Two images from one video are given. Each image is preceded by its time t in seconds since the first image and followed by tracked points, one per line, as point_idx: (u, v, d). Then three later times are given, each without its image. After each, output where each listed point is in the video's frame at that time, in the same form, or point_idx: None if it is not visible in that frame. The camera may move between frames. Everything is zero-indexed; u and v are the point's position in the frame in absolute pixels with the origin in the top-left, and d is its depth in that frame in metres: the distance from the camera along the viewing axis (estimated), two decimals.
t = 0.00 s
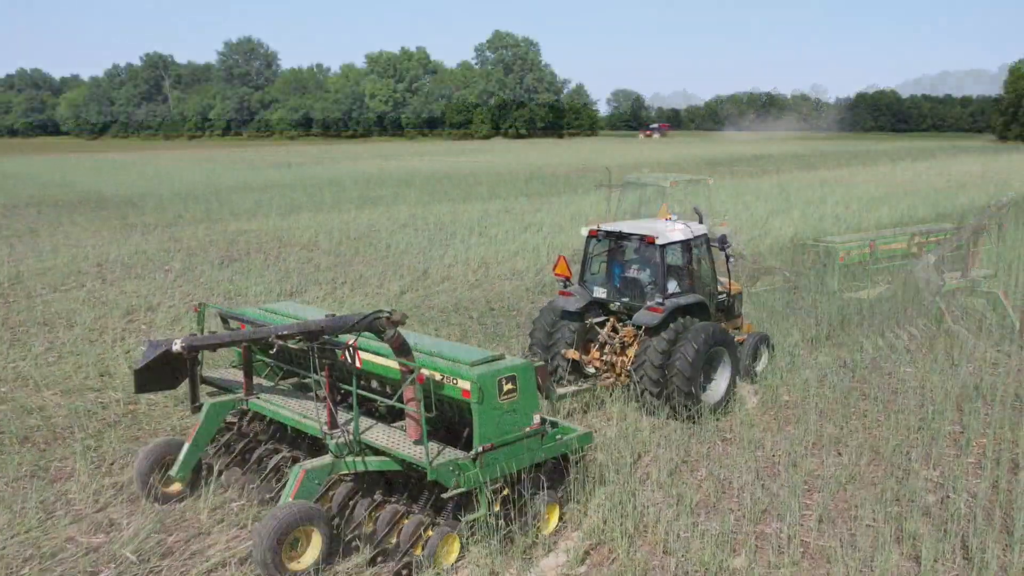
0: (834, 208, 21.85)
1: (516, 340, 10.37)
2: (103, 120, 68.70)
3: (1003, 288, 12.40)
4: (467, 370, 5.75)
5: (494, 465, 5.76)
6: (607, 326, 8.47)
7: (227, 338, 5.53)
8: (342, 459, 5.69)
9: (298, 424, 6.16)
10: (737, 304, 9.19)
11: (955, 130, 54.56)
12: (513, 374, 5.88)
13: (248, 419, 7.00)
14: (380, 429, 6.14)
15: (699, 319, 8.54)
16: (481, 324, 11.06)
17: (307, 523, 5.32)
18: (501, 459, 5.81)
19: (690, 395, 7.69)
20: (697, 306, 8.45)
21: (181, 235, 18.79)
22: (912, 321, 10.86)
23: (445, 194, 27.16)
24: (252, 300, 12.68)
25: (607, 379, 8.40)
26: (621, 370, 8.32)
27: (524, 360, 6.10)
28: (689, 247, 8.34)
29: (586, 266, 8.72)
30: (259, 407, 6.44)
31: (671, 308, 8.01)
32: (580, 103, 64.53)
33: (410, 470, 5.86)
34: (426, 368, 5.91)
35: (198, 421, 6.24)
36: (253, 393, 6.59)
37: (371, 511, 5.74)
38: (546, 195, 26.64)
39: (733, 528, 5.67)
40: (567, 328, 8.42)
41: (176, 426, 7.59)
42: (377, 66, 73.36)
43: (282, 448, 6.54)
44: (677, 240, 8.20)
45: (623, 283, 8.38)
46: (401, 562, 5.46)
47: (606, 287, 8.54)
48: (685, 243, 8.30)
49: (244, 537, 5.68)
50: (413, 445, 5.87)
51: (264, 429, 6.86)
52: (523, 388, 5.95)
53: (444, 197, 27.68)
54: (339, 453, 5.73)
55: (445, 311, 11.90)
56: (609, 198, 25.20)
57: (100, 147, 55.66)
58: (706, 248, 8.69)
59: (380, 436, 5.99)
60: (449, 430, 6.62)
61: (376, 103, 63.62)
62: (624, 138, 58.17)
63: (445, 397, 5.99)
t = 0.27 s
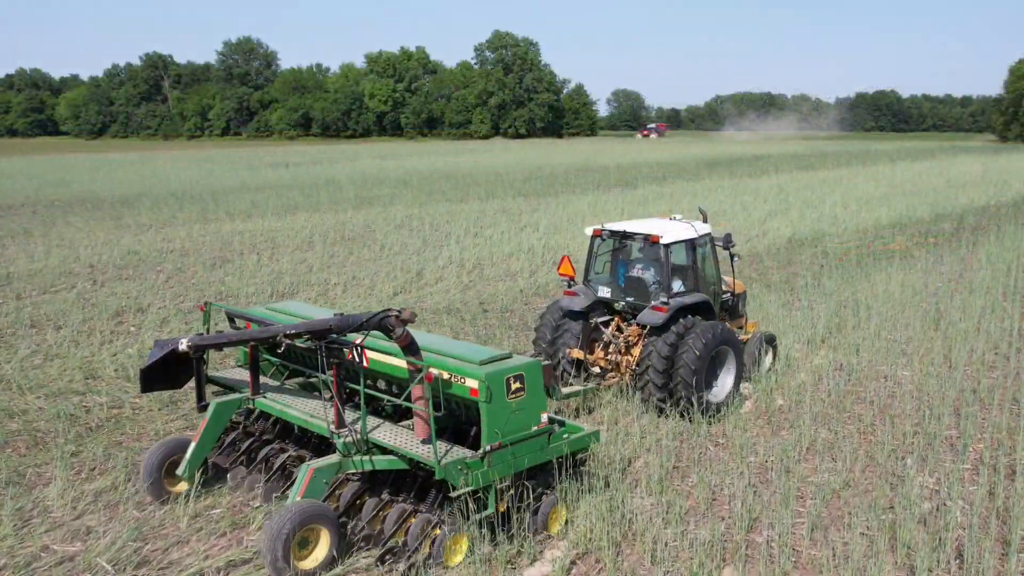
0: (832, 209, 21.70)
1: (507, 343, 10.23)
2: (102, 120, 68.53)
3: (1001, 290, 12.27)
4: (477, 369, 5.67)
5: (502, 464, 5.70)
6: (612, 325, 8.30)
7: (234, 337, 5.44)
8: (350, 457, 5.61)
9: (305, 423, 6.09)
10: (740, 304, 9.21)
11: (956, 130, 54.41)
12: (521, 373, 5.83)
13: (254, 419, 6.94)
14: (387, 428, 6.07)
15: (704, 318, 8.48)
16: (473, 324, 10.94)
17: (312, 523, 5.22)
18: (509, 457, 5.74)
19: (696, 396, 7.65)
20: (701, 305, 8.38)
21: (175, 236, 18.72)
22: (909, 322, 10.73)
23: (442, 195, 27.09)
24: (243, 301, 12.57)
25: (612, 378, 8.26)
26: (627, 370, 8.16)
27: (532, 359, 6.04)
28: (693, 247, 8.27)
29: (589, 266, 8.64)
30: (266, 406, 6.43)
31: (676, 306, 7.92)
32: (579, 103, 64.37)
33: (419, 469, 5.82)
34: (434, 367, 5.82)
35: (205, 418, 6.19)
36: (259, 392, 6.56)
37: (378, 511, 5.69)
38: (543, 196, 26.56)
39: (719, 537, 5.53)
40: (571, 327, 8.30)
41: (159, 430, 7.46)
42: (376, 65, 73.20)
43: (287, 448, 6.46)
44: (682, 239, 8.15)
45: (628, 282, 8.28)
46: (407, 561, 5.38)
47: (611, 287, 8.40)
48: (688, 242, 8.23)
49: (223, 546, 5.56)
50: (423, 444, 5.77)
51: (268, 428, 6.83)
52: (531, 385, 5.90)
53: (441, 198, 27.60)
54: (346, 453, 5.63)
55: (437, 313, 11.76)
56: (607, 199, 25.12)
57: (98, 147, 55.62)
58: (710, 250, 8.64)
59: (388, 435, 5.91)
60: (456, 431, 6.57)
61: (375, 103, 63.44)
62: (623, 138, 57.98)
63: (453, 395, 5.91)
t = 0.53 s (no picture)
0: (831, 209, 21.55)
1: (499, 346, 10.09)
2: (102, 120, 68.40)
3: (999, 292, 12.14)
4: (485, 369, 5.60)
5: (510, 465, 5.63)
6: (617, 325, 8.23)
7: (239, 337, 5.52)
8: (358, 458, 5.56)
9: (311, 423, 5.99)
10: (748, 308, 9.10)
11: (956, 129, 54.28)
12: (530, 373, 5.73)
13: (259, 418, 6.88)
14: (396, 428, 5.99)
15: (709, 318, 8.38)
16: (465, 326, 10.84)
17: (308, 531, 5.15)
18: (517, 459, 5.67)
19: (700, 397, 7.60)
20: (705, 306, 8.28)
21: (168, 236, 18.63)
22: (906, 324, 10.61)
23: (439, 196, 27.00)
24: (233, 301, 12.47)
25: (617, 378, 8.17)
26: (631, 369, 8.13)
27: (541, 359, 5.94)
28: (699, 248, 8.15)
29: (594, 265, 8.52)
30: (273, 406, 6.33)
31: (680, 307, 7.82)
32: (579, 103, 64.24)
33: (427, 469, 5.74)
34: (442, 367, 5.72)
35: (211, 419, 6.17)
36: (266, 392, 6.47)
37: (385, 512, 5.61)
38: (541, 197, 26.46)
39: (707, 547, 5.40)
40: (576, 327, 8.20)
41: (141, 436, 7.32)
42: (376, 65, 73.11)
43: (293, 448, 6.39)
44: (688, 239, 8.02)
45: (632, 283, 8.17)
46: (416, 562, 5.33)
47: (616, 287, 8.30)
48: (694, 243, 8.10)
49: (201, 556, 5.42)
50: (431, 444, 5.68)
51: (274, 429, 6.77)
52: (540, 386, 5.81)
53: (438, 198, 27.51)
54: (354, 453, 5.60)
55: (430, 315, 11.64)
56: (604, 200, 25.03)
57: (97, 147, 55.56)
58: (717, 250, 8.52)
59: (396, 435, 5.83)
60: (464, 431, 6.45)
61: (374, 103, 63.30)
62: (622, 138, 57.88)
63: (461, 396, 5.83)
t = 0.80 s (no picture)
0: (829, 210, 21.43)
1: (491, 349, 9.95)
2: (101, 119, 68.32)
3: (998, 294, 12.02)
4: (492, 372, 5.53)
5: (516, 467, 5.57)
6: (622, 326, 8.08)
7: (245, 338, 5.34)
8: (364, 459, 5.50)
9: (317, 424, 5.96)
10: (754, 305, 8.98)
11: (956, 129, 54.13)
12: (536, 376, 5.66)
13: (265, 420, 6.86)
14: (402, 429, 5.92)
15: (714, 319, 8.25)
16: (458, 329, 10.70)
17: (306, 549, 5.02)
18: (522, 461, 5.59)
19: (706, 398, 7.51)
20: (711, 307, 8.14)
21: (163, 237, 18.53)
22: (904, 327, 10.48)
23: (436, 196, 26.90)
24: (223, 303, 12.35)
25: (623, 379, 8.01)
26: (637, 371, 7.94)
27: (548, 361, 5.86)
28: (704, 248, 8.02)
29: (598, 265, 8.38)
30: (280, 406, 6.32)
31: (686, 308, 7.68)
32: (578, 103, 64.08)
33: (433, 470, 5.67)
34: (448, 369, 5.66)
35: (217, 420, 6.18)
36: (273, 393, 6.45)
37: (391, 514, 5.48)
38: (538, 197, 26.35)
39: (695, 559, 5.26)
40: (580, 328, 8.05)
41: (123, 442, 7.19)
42: (375, 65, 73.01)
43: (298, 449, 6.38)
44: (693, 239, 7.90)
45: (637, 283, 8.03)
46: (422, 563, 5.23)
47: (621, 287, 8.17)
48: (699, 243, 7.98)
49: (177, 567, 5.28)
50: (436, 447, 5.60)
51: (280, 430, 6.74)
52: (547, 389, 5.74)
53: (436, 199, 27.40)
54: (361, 455, 5.54)
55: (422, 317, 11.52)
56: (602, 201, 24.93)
57: (96, 147, 55.51)
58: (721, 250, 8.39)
59: (402, 437, 5.76)
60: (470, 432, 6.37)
61: (374, 103, 63.10)
62: (622, 138, 57.77)
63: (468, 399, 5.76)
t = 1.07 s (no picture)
0: (827, 210, 21.28)
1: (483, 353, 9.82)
2: (100, 119, 68.19)
3: (997, 295, 11.88)
4: (498, 373, 5.40)
5: (523, 470, 5.47)
6: (627, 326, 7.96)
7: (250, 340, 5.24)
8: (370, 462, 5.37)
9: (323, 426, 5.83)
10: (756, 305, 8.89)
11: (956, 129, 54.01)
12: (543, 377, 5.52)
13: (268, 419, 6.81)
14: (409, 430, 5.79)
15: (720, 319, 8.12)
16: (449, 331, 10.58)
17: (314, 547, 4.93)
18: (529, 463, 5.49)
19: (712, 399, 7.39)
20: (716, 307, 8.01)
21: (156, 237, 18.43)
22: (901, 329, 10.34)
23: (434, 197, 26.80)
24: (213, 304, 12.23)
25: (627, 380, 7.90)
26: (642, 371, 7.82)
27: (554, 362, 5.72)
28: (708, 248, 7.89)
29: (603, 266, 8.25)
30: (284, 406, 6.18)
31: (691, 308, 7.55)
32: (578, 103, 63.96)
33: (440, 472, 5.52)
34: (453, 370, 5.55)
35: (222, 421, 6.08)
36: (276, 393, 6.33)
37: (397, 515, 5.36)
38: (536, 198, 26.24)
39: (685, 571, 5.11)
40: (584, 329, 7.92)
41: (104, 448, 7.04)
42: (375, 65, 72.88)
43: (304, 450, 6.37)
44: (698, 239, 7.78)
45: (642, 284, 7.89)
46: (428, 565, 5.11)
47: (625, 287, 8.03)
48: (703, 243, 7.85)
49: None
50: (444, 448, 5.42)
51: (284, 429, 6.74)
52: (555, 389, 5.60)
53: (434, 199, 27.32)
54: (367, 458, 5.42)
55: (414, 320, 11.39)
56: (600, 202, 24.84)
57: (94, 147, 55.43)
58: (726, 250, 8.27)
59: (409, 438, 5.62)
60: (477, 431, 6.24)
61: (373, 103, 63.00)
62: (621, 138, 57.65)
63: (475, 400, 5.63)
